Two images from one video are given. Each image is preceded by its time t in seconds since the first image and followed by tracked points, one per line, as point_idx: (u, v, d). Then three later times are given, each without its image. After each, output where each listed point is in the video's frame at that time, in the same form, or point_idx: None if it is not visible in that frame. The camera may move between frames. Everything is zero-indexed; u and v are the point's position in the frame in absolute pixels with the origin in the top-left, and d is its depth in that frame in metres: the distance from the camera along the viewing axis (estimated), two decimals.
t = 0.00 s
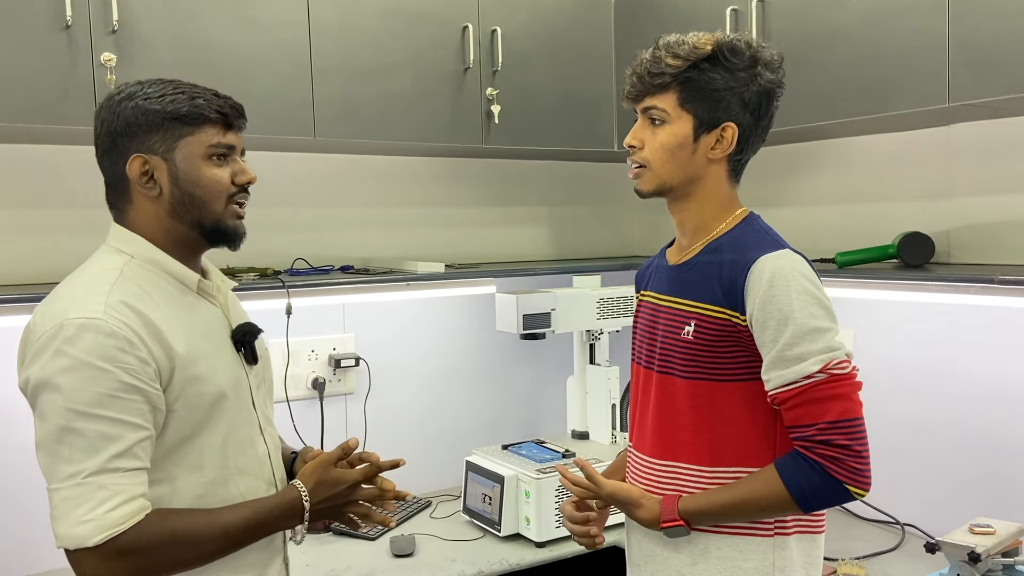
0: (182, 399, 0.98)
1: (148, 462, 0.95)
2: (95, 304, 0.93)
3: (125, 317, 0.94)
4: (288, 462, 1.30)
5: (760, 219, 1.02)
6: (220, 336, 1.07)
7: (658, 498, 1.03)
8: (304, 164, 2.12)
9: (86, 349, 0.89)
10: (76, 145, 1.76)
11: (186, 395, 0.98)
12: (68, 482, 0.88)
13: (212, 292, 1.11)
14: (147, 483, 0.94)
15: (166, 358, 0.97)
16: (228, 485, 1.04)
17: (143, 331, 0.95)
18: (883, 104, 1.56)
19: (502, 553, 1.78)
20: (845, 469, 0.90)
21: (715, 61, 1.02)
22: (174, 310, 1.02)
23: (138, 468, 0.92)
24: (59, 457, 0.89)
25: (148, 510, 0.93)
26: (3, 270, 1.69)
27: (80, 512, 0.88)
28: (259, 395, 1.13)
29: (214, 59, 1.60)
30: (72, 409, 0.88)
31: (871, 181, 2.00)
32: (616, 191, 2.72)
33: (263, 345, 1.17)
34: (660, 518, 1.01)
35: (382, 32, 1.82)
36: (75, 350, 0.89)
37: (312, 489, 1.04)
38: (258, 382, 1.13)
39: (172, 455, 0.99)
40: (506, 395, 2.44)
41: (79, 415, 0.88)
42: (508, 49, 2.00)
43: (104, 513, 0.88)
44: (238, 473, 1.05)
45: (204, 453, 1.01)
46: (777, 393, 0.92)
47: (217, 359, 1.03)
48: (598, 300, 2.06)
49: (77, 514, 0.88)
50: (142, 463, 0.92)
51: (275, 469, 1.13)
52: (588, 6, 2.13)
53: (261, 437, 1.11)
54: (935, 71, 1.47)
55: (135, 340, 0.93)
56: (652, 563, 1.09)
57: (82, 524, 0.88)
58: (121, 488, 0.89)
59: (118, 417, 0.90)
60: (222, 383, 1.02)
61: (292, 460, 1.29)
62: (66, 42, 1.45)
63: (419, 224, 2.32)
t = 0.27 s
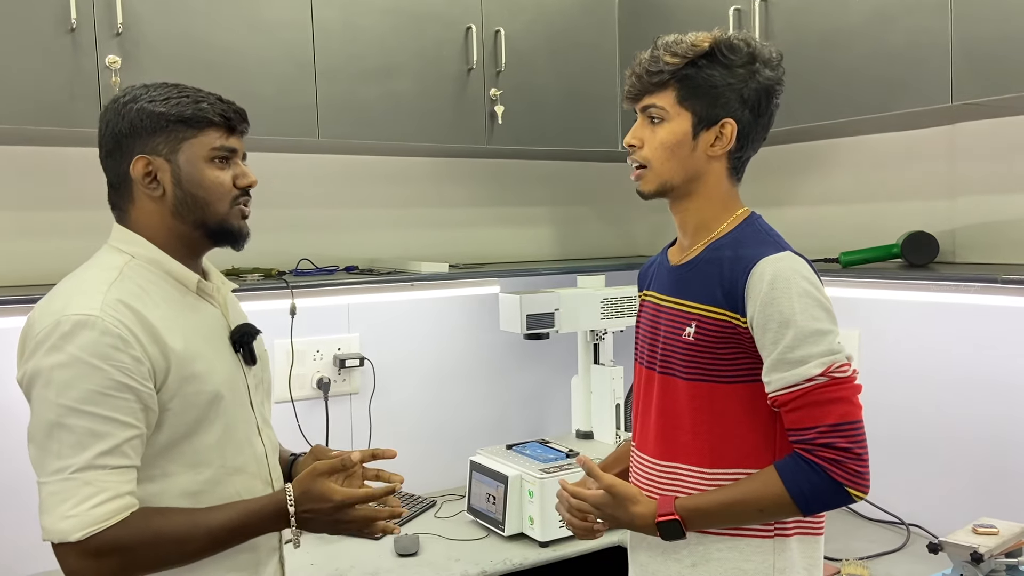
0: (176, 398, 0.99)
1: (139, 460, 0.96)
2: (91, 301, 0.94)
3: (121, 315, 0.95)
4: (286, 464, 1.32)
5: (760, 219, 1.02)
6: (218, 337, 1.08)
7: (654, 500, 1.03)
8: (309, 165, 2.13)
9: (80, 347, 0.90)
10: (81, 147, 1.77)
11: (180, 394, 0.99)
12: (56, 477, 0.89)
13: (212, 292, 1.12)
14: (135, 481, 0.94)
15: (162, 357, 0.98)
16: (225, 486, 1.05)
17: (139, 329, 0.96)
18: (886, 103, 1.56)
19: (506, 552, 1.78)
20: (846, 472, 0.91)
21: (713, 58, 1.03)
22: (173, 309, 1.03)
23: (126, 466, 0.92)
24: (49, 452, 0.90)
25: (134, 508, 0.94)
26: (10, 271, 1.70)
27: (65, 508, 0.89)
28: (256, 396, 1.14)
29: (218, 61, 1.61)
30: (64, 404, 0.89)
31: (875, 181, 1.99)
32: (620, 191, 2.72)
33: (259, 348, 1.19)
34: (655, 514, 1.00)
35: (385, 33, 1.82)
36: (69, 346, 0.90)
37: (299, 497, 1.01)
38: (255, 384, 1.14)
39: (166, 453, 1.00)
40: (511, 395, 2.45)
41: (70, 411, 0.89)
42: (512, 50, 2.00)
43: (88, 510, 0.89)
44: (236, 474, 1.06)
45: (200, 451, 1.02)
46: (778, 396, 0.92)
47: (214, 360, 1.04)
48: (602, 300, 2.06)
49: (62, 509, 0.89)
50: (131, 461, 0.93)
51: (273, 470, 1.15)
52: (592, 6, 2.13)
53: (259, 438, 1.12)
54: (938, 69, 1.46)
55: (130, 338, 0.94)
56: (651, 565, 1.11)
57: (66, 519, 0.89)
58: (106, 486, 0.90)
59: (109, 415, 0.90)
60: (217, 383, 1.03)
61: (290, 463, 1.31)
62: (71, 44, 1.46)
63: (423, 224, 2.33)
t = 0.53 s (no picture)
0: (187, 395, 1.00)
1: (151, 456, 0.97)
2: (103, 300, 0.95)
3: (133, 313, 0.96)
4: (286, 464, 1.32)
5: (760, 218, 1.02)
6: (224, 336, 1.09)
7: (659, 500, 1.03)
8: (313, 166, 2.13)
9: (94, 344, 0.91)
10: (86, 148, 1.78)
11: (190, 391, 1.00)
12: (71, 473, 0.90)
13: (214, 292, 1.13)
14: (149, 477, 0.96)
15: (172, 354, 0.99)
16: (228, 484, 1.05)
17: (150, 328, 0.97)
18: (889, 103, 1.55)
19: (509, 552, 1.78)
20: (848, 471, 0.90)
21: (708, 58, 1.04)
22: (181, 309, 1.04)
23: (140, 462, 0.94)
24: (63, 448, 0.91)
25: (149, 503, 0.95)
26: (16, 272, 1.71)
27: (83, 503, 0.90)
28: (258, 394, 1.15)
29: (221, 63, 1.62)
30: (79, 401, 0.90)
31: (880, 180, 1.99)
32: (625, 191, 2.71)
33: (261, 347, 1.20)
34: (658, 513, 1.00)
35: (388, 34, 1.83)
36: (84, 344, 0.91)
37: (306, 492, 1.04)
38: (257, 383, 1.15)
39: (176, 450, 1.01)
40: (515, 395, 2.45)
41: (86, 408, 0.90)
42: (515, 50, 2.00)
43: (106, 505, 0.90)
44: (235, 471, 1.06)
45: (205, 450, 1.03)
46: (778, 395, 0.92)
47: (221, 358, 1.05)
48: (605, 300, 2.06)
49: (80, 505, 0.90)
50: (144, 457, 0.94)
51: (274, 467, 1.15)
52: (595, 6, 2.13)
53: (259, 436, 1.12)
54: (941, 69, 1.46)
55: (143, 336, 0.95)
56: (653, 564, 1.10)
57: (83, 514, 0.90)
58: (123, 481, 0.92)
59: (124, 411, 0.92)
60: (224, 380, 1.04)
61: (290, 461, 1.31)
62: (76, 47, 1.47)
63: (427, 225, 2.33)
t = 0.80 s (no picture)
0: (189, 393, 1.01)
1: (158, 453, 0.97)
2: (105, 301, 0.96)
3: (135, 313, 0.97)
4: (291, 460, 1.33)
5: (760, 219, 1.02)
6: (224, 335, 1.09)
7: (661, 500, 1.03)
8: (319, 166, 2.14)
9: (97, 344, 0.92)
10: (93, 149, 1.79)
11: (192, 390, 1.01)
12: (85, 473, 0.90)
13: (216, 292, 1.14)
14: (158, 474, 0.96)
15: (173, 354, 0.99)
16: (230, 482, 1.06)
17: (151, 327, 0.98)
18: (894, 102, 1.55)
19: (513, 552, 1.78)
20: (849, 471, 0.90)
21: (709, 57, 1.04)
22: (181, 308, 1.05)
23: (150, 458, 0.94)
24: (75, 449, 0.91)
25: (160, 499, 0.95)
26: (23, 272, 1.72)
27: (98, 501, 0.90)
28: (259, 393, 1.15)
29: (226, 64, 1.62)
30: (85, 401, 0.90)
31: (887, 180, 1.98)
32: (631, 191, 2.71)
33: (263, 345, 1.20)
34: (660, 513, 1.00)
35: (393, 35, 1.83)
36: (87, 345, 0.92)
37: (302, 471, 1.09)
38: (259, 381, 1.15)
39: (178, 449, 1.01)
40: (521, 395, 2.45)
41: (92, 407, 0.90)
42: (519, 51, 2.00)
43: (122, 501, 0.91)
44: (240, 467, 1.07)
45: (208, 450, 1.03)
46: (778, 394, 0.92)
47: (221, 357, 1.06)
48: (610, 301, 2.05)
49: (95, 503, 0.90)
50: (154, 454, 0.95)
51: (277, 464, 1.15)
52: (600, 6, 2.13)
53: (263, 434, 1.13)
54: (946, 67, 1.45)
55: (145, 335, 0.96)
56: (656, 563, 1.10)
57: (100, 512, 0.90)
58: (137, 477, 0.92)
59: (130, 409, 0.92)
60: (224, 380, 1.04)
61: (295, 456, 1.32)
62: (81, 48, 1.48)
63: (433, 225, 2.33)
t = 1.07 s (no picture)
0: (189, 392, 1.01)
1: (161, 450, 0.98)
2: (105, 299, 0.96)
3: (135, 311, 0.97)
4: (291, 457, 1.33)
5: (763, 218, 1.02)
6: (224, 335, 1.09)
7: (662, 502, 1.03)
8: (324, 166, 2.14)
9: (98, 342, 0.92)
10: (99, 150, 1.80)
11: (192, 389, 1.01)
12: (88, 469, 0.91)
13: (217, 292, 1.14)
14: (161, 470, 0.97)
15: (173, 352, 1.00)
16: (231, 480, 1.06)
17: (151, 325, 0.98)
18: (900, 100, 1.54)
19: (517, 553, 1.78)
20: (850, 474, 0.89)
21: (711, 56, 1.04)
22: (181, 308, 1.05)
23: (153, 454, 0.95)
24: (78, 446, 0.91)
25: (165, 495, 0.96)
26: (30, 272, 1.74)
27: (103, 497, 0.91)
28: (261, 392, 1.16)
29: (231, 65, 1.63)
30: (87, 398, 0.91)
31: (894, 179, 1.96)
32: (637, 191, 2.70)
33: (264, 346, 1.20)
34: (661, 514, 1.00)
35: (398, 36, 1.83)
36: (88, 342, 0.92)
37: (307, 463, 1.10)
38: (261, 381, 1.16)
39: (179, 447, 1.02)
40: (527, 395, 2.45)
41: (94, 404, 0.91)
42: (524, 50, 2.00)
43: (126, 496, 0.91)
44: (241, 467, 1.07)
45: (208, 449, 1.04)
46: (779, 396, 0.92)
47: (221, 357, 1.06)
48: (615, 301, 2.05)
49: (99, 499, 0.91)
50: (156, 450, 0.95)
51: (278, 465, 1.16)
52: (606, 6, 2.13)
53: (264, 434, 1.13)
54: (952, 66, 1.44)
55: (145, 333, 0.96)
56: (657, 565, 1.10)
57: (105, 507, 0.90)
58: (140, 473, 0.92)
59: (131, 406, 0.93)
60: (224, 380, 1.04)
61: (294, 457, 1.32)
62: (87, 49, 1.49)
63: (438, 225, 2.33)
